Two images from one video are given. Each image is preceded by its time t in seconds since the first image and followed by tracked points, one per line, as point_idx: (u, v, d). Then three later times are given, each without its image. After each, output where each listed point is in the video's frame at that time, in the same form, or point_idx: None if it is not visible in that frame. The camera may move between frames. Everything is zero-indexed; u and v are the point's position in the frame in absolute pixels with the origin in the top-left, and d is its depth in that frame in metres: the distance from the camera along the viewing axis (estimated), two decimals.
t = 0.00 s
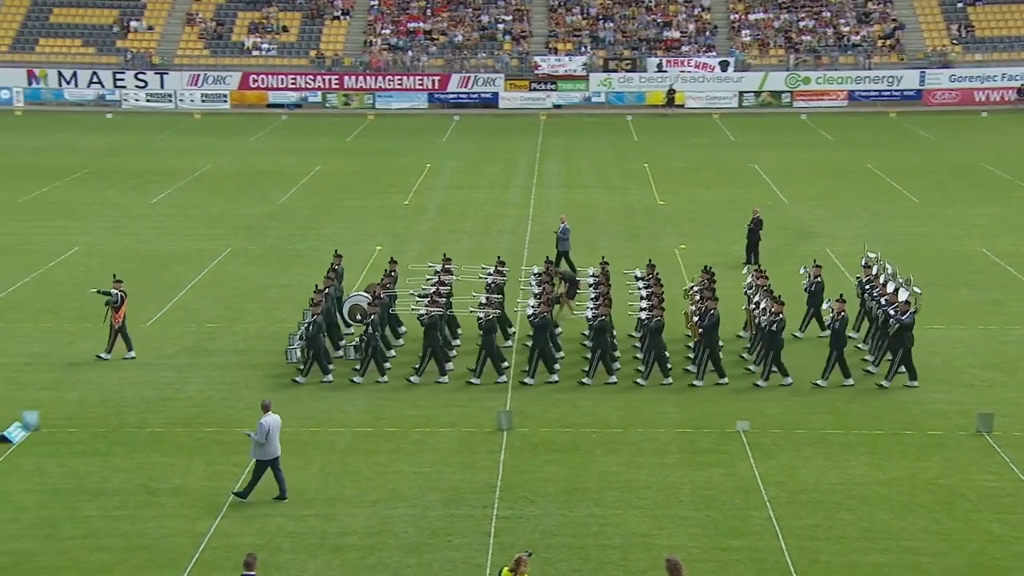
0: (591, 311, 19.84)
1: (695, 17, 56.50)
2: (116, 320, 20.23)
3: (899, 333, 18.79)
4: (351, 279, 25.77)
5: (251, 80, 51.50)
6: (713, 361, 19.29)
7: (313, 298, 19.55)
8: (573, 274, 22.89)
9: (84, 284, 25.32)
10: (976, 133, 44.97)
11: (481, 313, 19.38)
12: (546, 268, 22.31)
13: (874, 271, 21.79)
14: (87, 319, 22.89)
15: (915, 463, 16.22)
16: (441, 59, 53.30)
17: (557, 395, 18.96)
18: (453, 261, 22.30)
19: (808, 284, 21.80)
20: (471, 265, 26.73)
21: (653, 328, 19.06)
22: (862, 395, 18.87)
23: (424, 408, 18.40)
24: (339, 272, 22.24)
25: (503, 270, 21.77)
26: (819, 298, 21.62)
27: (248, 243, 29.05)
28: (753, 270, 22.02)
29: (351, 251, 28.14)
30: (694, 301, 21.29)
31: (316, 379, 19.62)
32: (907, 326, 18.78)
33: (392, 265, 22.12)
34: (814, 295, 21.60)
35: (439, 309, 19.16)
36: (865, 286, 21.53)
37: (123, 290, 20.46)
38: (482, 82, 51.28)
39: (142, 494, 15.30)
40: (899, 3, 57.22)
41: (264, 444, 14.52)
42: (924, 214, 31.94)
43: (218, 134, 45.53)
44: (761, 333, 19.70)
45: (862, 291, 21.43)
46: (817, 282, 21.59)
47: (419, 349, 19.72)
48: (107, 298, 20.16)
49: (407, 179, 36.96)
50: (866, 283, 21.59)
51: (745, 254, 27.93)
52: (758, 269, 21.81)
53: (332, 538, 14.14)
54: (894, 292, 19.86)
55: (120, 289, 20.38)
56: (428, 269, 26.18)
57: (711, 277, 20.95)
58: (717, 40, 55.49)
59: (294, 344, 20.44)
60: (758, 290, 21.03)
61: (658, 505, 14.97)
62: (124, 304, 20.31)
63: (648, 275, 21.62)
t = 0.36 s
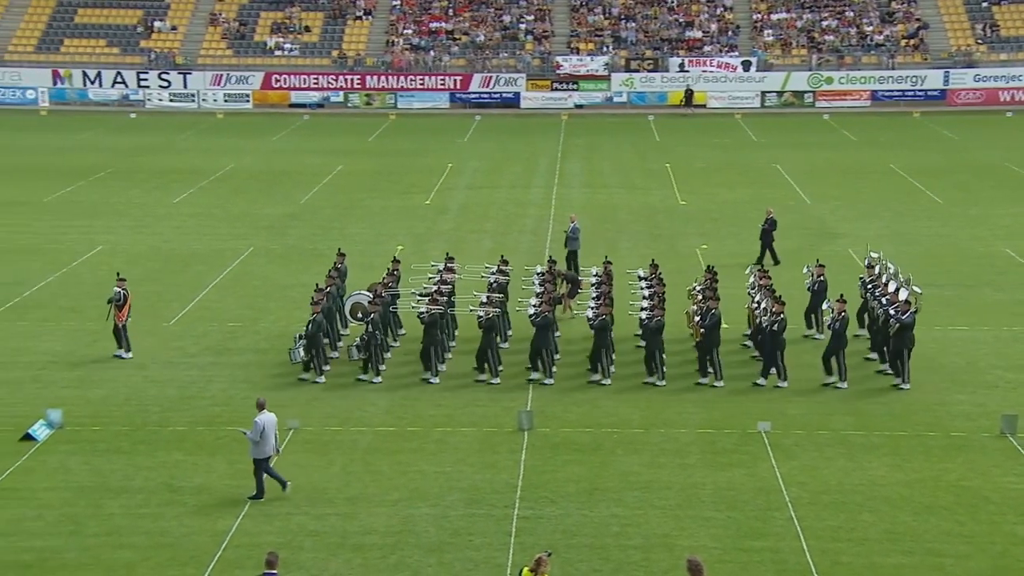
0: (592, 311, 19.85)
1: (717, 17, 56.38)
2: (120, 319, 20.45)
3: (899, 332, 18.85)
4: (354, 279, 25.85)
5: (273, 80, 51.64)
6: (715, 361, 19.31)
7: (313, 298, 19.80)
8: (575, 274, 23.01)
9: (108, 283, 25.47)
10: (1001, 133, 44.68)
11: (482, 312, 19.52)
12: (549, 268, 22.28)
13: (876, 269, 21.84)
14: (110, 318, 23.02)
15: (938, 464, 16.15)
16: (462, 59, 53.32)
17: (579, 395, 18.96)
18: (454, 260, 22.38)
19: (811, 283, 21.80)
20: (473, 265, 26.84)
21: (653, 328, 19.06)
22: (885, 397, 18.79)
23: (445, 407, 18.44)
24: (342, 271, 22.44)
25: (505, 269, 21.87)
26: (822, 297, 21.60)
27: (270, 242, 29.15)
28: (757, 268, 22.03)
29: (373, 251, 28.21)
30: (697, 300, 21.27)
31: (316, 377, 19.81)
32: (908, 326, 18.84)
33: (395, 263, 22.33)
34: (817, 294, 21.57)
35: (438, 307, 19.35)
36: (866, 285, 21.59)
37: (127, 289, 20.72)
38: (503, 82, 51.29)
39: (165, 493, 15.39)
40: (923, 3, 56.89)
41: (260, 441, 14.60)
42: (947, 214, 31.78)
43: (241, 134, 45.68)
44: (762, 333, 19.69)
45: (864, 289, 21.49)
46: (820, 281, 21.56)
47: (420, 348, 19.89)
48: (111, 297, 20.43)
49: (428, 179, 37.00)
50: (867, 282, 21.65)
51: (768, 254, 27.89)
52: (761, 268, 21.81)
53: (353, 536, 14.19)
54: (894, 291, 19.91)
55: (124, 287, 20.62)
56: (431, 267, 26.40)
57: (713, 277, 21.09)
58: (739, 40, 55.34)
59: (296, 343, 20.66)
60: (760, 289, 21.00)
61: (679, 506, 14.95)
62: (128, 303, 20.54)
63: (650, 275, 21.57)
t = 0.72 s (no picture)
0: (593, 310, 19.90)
1: (740, 17, 56.23)
2: (123, 318, 20.52)
3: (900, 334, 18.71)
4: (356, 279, 25.83)
5: (296, 80, 51.79)
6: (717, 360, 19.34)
7: (314, 297, 19.85)
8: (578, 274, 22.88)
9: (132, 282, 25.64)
10: None
11: (483, 310, 19.58)
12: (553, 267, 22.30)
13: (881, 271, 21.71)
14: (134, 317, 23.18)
15: (962, 466, 16.07)
16: (484, 58, 53.32)
17: (600, 395, 18.96)
18: (457, 261, 22.49)
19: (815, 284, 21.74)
20: (475, 264, 26.88)
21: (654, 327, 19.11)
22: (908, 398, 18.72)
23: (465, 407, 18.49)
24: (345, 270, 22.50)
25: (507, 269, 21.95)
26: (826, 297, 21.53)
27: (292, 241, 29.26)
28: (762, 269, 21.99)
29: (395, 251, 28.27)
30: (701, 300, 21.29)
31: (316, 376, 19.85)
32: (908, 327, 18.69)
33: (398, 263, 22.40)
34: (821, 294, 21.51)
35: (440, 305, 19.48)
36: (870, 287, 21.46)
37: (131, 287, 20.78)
38: (525, 82, 51.29)
39: (187, 491, 15.47)
40: (947, 2, 56.55)
41: (259, 442, 14.60)
42: (971, 214, 31.61)
43: (264, 133, 45.85)
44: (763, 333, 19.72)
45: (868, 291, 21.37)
46: (824, 281, 21.52)
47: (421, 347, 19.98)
48: (115, 295, 20.51)
49: (450, 179, 37.05)
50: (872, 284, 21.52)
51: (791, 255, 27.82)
52: (766, 269, 21.78)
53: (374, 536, 14.23)
54: (896, 292, 19.77)
55: (127, 286, 20.68)
56: (434, 266, 26.57)
57: (715, 277, 21.19)
58: (762, 39, 55.18)
59: (296, 342, 20.72)
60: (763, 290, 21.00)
61: (701, 506, 14.94)
62: (132, 301, 20.61)
63: (654, 275, 21.58)
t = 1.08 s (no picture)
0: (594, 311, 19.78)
1: (764, 16, 56.06)
2: (127, 317, 20.65)
3: (901, 336, 18.57)
4: (366, 278, 25.91)
5: (320, 79, 51.95)
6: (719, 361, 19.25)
7: (317, 298, 19.83)
8: (584, 275, 23.00)
9: (157, 281, 25.78)
10: None
11: (483, 311, 19.42)
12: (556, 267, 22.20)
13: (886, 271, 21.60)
14: (159, 316, 23.31)
15: (987, 468, 15.98)
16: (507, 58, 53.35)
17: (622, 396, 18.93)
18: (459, 260, 22.47)
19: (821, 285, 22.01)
20: (479, 264, 26.92)
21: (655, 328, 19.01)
22: (932, 399, 18.62)
23: (487, 406, 18.50)
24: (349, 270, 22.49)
25: (510, 271, 21.87)
26: (829, 299, 21.80)
27: (316, 241, 29.35)
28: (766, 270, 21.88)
29: (418, 250, 28.33)
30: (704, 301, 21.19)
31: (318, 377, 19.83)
32: (909, 329, 18.55)
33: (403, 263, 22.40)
34: (825, 295, 21.80)
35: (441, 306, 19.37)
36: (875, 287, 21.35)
37: (137, 286, 20.82)
38: (548, 82, 51.31)
39: (210, 489, 15.55)
40: (973, 2, 56.19)
41: (258, 438, 14.70)
42: (996, 215, 31.42)
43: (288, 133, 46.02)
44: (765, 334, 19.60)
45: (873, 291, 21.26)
46: (829, 283, 21.80)
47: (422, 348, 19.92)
48: (120, 294, 20.54)
49: (473, 179, 37.09)
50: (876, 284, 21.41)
51: (815, 255, 27.72)
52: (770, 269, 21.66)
53: (397, 535, 14.27)
54: (899, 293, 19.63)
55: (134, 286, 20.79)
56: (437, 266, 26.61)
57: (718, 278, 21.06)
58: (786, 39, 54.98)
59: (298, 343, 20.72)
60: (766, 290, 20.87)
61: (723, 507, 14.90)
62: (138, 300, 20.66)
63: (658, 275, 21.48)
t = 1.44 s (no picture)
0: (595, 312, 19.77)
1: (787, 16, 55.89)
2: (133, 315, 20.75)
3: (903, 336, 18.53)
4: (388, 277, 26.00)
5: (343, 79, 52.12)
6: (721, 362, 19.21)
7: (320, 297, 20.08)
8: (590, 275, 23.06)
9: (181, 280, 25.90)
10: None
11: (484, 311, 19.47)
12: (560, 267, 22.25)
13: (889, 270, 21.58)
14: (183, 314, 23.43)
15: (1012, 470, 15.89)
16: (530, 58, 53.38)
17: (644, 396, 18.92)
18: (465, 260, 22.63)
19: (825, 284, 21.92)
20: (483, 263, 26.99)
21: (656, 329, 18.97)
22: (957, 401, 18.53)
23: (509, 406, 18.53)
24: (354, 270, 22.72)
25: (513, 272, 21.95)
26: (835, 299, 21.71)
27: (338, 240, 29.44)
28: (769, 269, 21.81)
29: (441, 250, 28.37)
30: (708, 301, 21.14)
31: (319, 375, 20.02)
32: (911, 329, 18.51)
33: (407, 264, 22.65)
34: (830, 296, 21.71)
35: (442, 306, 19.44)
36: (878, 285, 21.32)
37: (142, 285, 20.96)
38: (571, 81, 51.34)
39: (233, 487, 15.64)
40: (1000, 1, 55.80)
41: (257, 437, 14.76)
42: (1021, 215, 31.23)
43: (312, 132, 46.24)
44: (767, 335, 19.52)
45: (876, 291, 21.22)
46: (833, 283, 21.71)
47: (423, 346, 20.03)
48: (125, 293, 20.69)
49: (495, 178, 37.12)
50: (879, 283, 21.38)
51: (840, 255, 27.63)
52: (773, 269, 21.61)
53: (419, 534, 14.31)
54: (901, 293, 19.58)
55: (139, 284, 20.92)
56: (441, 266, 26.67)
57: (722, 279, 21.02)
58: (810, 39, 54.77)
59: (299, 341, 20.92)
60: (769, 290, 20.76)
61: (746, 508, 14.87)
62: (143, 299, 20.82)
63: (661, 276, 21.50)
